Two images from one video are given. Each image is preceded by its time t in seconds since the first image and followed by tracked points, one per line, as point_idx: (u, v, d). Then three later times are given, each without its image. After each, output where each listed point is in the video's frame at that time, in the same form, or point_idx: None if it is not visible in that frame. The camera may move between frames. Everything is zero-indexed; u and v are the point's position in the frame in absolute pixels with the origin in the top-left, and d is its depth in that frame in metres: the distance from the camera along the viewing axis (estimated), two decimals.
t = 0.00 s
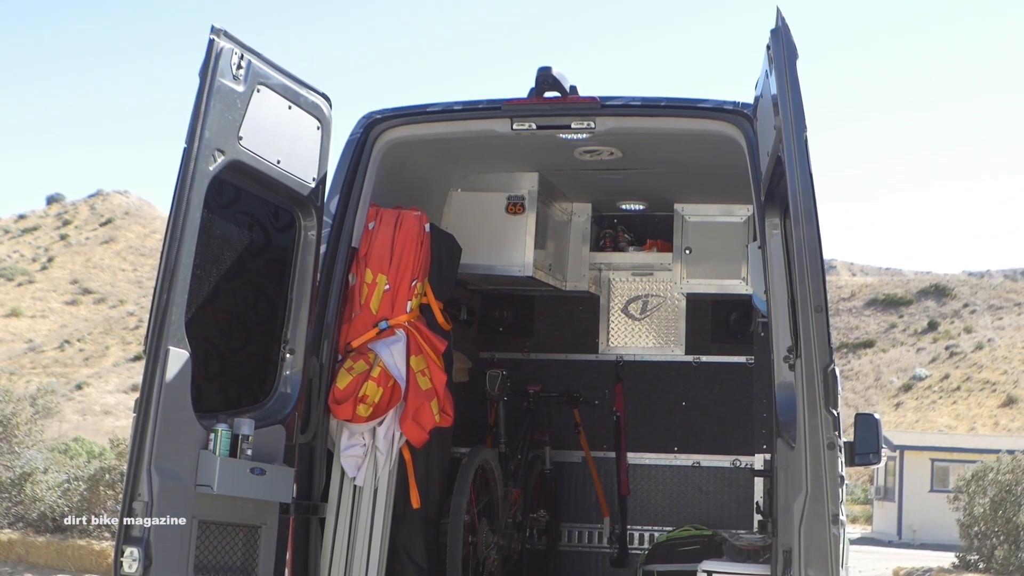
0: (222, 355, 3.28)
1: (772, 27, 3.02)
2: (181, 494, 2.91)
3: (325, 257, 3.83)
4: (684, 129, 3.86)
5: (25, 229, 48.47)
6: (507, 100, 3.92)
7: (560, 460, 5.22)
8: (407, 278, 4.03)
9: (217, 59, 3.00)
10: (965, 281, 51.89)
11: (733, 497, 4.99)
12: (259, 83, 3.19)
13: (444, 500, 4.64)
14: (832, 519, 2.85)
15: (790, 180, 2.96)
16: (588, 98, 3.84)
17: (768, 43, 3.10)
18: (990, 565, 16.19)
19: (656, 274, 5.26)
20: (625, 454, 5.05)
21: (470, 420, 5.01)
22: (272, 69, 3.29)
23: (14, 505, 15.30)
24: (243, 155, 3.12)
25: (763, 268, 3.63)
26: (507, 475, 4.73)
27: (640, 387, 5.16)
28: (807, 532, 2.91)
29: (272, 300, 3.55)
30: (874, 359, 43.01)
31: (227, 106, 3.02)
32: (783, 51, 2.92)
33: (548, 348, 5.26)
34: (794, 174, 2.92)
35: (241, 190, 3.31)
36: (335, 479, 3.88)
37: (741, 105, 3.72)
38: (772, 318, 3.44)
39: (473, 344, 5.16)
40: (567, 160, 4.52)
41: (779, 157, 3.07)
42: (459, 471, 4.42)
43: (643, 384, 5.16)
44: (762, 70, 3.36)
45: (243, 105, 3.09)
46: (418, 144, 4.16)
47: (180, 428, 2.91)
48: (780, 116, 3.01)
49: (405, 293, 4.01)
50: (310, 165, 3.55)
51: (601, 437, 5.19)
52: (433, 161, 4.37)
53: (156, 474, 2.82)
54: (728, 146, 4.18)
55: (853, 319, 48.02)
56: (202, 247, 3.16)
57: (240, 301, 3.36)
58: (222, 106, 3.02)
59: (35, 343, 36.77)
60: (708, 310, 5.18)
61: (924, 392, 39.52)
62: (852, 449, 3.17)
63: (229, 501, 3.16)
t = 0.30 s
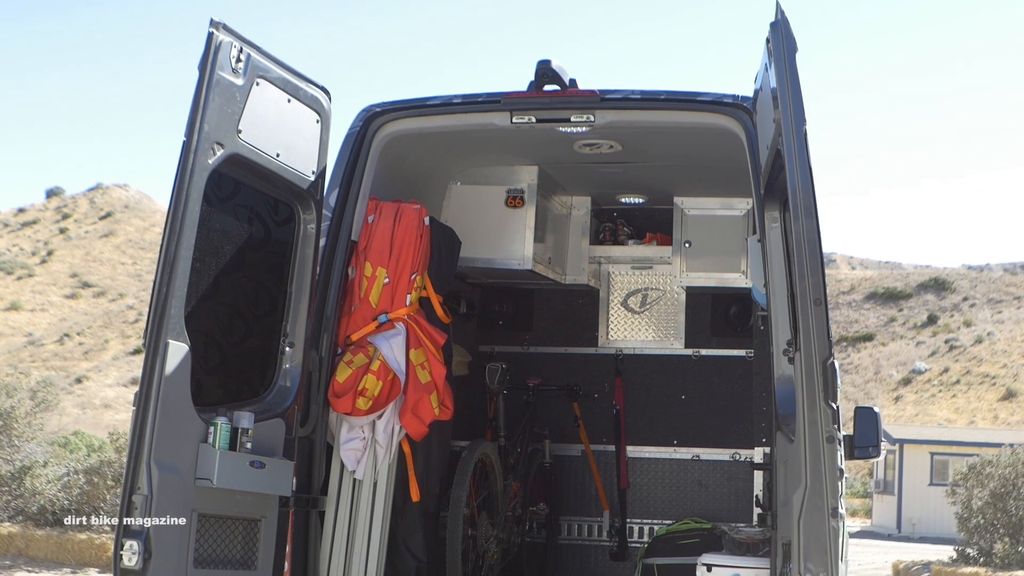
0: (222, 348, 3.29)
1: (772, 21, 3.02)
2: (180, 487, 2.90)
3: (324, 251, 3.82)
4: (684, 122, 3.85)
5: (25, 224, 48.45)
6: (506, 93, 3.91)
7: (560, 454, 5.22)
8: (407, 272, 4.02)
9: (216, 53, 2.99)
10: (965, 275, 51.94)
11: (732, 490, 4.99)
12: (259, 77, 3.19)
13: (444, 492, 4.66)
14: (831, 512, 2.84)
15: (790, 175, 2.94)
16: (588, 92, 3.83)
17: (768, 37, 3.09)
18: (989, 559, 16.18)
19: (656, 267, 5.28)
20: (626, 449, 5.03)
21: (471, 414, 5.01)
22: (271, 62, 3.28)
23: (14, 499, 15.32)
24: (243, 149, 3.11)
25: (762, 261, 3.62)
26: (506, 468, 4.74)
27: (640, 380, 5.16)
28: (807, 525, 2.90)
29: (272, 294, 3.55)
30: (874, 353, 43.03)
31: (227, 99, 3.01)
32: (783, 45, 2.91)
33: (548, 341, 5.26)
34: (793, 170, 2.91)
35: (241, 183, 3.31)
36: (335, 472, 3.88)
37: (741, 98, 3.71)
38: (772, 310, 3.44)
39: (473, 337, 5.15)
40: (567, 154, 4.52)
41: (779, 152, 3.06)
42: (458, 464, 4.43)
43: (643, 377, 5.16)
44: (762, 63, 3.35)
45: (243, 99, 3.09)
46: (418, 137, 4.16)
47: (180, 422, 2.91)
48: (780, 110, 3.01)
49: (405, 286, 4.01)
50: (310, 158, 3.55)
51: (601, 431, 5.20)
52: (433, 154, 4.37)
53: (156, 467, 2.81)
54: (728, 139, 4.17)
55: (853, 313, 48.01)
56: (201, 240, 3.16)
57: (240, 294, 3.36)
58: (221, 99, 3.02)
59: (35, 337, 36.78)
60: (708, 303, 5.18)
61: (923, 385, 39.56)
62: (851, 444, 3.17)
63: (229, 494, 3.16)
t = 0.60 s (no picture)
0: (222, 342, 3.28)
1: (772, 14, 3.01)
2: (180, 481, 2.90)
3: (324, 244, 3.82)
4: (684, 115, 3.85)
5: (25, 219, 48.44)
6: (506, 87, 3.91)
7: (560, 447, 5.24)
8: (407, 265, 4.02)
9: (216, 46, 2.99)
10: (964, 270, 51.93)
11: (731, 484, 5.01)
12: (259, 70, 3.18)
13: (444, 486, 4.67)
14: (831, 505, 2.84)
15: (790, 168, 2.94)
16: (588, 85, 3.83)
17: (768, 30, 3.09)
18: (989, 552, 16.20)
19: (656, 261, 5.26)
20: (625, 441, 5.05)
21: (471, 407, 5.01)
22: (270, 56, 3.28)
23: (14, 492, 15.34)
24: (242, 142, 3.11)
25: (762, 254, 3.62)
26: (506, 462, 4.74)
27: (639, 374, 5.16)
28: (806, 519, 2.90)
29: (271, 287, 3.55)
30: (874, 348, 43.03)
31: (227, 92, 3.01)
32: (783, 38, 2.91)
33: (548, 335, 5.26)
34: (793, 163, 2.91)
35: (241, 177, 3.31)
36: (335, 465, 3.87)
37: (741, 91, 3.71)
38: (772, 303, 3.44)
39: (473, 331, 5.16)
40: (567, 147, 4.52)
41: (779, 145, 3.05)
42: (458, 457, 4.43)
43: (643, 371, 5.17)
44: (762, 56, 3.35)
45: (242, 92, 3.09)
46: (418, 130, 4.15)
47: (180, 415, 2.91)
48: (780, 104, 3.00)
49: (405, 280, 4.01)
50: (310, 151, 3.54)
51: (600, 424, 5.20)
52: (433, 147, 4.36)
53: (156, 461, 2.81)
54: (729, 132, 4.17)
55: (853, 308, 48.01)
56: (201, 233, 3.16)
57: (239, 288, 3.36)
58: (221, 93, 3.01)
59: (35, 331, 36.79)
60: (708, 297, 5.19)
61: (922, 379, 39.60)
62: (851, 436, 3.17)
63: (228, 487, 3.16)
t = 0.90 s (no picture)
0: (222, 335, 3.28)
1: (772, 7, 3.01)
2: (180, 474, 2.90)
3: (324, 237, 3.82)
4: (684, 108, 3.84)
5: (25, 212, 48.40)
6: (506, 80, 3.91)
7: (560, 440, 5.23)
8: (407, 259, 4.02)
9: (216, 40, 2.99)
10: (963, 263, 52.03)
11: (732, 477, 5.00)
12: (258, 64, 3.18)
13: (444, 479, 4.67)
14: (831, 499, 2.84)
15: (790, 161, 2.94)
16: (588, 78, 3.83)
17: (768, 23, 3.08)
18: (989, 546, 16.20)
19: (656, 254, 5.28)
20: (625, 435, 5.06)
21: (471, 401, 5.01)
22: (270, 49, 3.27)
23: (14, 486, 15.32)
24: (242, 135, 3.11)
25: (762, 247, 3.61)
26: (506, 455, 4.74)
27: (640, 368, 5.16)
28: (806, 512, 2.90)
29: (272, 281, 3.55)
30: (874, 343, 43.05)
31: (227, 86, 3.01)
32: (783, 30, 2.91)
33: (548, 328, 5.26)
34: (793, 156, 2.90)
35: (241, 170, 3.31)
36: (335, 459, 3.87)
37: (741, 84, 3.70)
38: (772, 297, 3.43)
39: (473, 324, 5.15)
40: (567, 140, 4.51)
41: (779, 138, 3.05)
42: (458, 450, 4.43)
43: (643, 364, 5.16)
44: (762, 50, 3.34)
45: (242, 85, 3.08)
46: (418, 123, 4.15)
47: (180, 408, 2.91)
48: (780, 97, 3.00)
49: (405, 273, 4.00)
50: (310, 145, 3.54)
51: (601, 417, 5.20)
52: (433, 140, 4.36)
53: (156, 455, 2.81)
54: (729, 125, 4.16)
55: (853, 300, 48.03)
56: (201, 227, 3.16)
57: (239, 281, 3.36)
58: (221, 86, 3.01)
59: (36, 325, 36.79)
60: (708, 290, 5.18)
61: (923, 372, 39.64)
62: (851, 430, 3.17)
63: (228, 480, 3.16)
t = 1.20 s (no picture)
0: (222, 329, 3.28)
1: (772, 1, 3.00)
2: (180, 468, 2.90)
3: (324, 230, 3.82)
4: (684, 101, 3.84)
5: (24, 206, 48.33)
6: (506, 73, 3.90)
7: (560, 434, 5.25)
8: (406, 252, 4.02)
9: (215, 33, 2.98)
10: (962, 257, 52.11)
11: (731, 471, 5.02)
12: (258, 57, 3.17)
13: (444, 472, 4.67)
14: (831, 492, 2.84)
15: (790, 154, 2.94)
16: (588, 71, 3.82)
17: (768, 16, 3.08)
18: (989, 539, 16.23)
19: (656, 247, 5.27)
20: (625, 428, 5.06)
21: (471, 394, 5.02)
22: (270, 42, 3.27)
23: (14, 479, 15.31)
24: (242, 129, 3.11)
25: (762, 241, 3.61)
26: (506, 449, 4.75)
27: (639, 362, 5.16)
28: (806, 505, 2.89)
29: (271, 274, 3.55)
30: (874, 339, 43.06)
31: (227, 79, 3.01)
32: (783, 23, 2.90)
33: (548, 321, 5.26)
34: (793, 149, 2.90)
35: (241, 163, 3.30)
36: (335, 451, 3.87)
37: (741, 78, 3.70)
38: (771, 290, 3.42)
39: (473, 318, 5.15)
40: (567, 134, 4.51)
41: (779, 131, 3.05)
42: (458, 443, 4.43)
43: (643, 358, 5.17)
44: (762, 43, 3.34)
45: (242, 79, 3.08)
46: (418, 116, 4.15)
47: (180, 401, 2.91)
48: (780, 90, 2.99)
49: (405, 266, 4.00)
50: (310, 138, 3.53)
51: (601, 411, 5.21)
52: (433, 133, 4.36)
53: (156, 448, 2.81)
54: (729, 119, 4.16)
55: (853, 293, 48.06)
56: (201, 220, 3.16)
57: (239, 274, 3.36)
58: (220, 79, 3.01)
59: (35, 319, 36.79)
60: (708, 283, 5.19)
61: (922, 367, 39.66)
62: (851, 424, 3.16)
63: (228, 474, 3.16)
